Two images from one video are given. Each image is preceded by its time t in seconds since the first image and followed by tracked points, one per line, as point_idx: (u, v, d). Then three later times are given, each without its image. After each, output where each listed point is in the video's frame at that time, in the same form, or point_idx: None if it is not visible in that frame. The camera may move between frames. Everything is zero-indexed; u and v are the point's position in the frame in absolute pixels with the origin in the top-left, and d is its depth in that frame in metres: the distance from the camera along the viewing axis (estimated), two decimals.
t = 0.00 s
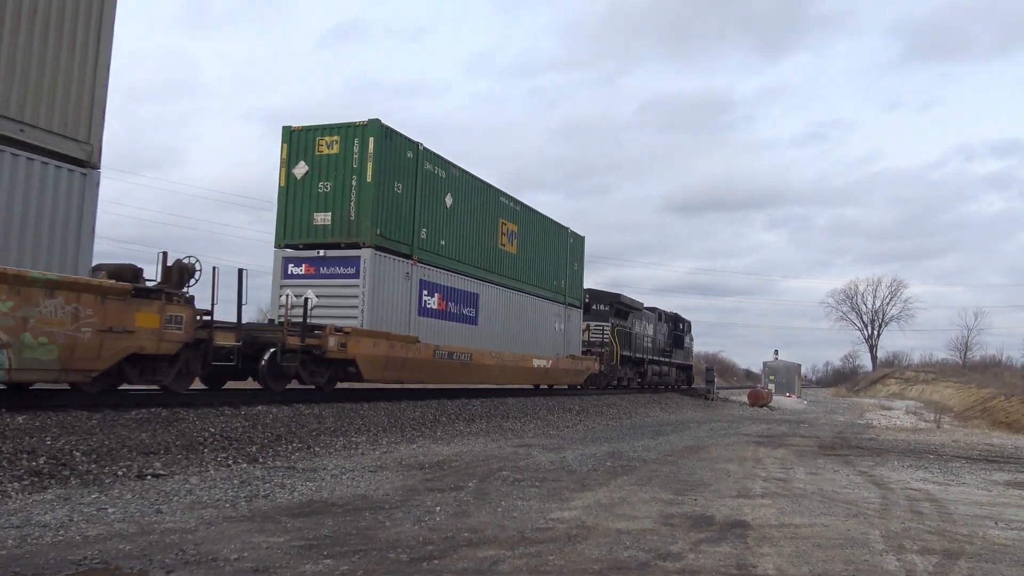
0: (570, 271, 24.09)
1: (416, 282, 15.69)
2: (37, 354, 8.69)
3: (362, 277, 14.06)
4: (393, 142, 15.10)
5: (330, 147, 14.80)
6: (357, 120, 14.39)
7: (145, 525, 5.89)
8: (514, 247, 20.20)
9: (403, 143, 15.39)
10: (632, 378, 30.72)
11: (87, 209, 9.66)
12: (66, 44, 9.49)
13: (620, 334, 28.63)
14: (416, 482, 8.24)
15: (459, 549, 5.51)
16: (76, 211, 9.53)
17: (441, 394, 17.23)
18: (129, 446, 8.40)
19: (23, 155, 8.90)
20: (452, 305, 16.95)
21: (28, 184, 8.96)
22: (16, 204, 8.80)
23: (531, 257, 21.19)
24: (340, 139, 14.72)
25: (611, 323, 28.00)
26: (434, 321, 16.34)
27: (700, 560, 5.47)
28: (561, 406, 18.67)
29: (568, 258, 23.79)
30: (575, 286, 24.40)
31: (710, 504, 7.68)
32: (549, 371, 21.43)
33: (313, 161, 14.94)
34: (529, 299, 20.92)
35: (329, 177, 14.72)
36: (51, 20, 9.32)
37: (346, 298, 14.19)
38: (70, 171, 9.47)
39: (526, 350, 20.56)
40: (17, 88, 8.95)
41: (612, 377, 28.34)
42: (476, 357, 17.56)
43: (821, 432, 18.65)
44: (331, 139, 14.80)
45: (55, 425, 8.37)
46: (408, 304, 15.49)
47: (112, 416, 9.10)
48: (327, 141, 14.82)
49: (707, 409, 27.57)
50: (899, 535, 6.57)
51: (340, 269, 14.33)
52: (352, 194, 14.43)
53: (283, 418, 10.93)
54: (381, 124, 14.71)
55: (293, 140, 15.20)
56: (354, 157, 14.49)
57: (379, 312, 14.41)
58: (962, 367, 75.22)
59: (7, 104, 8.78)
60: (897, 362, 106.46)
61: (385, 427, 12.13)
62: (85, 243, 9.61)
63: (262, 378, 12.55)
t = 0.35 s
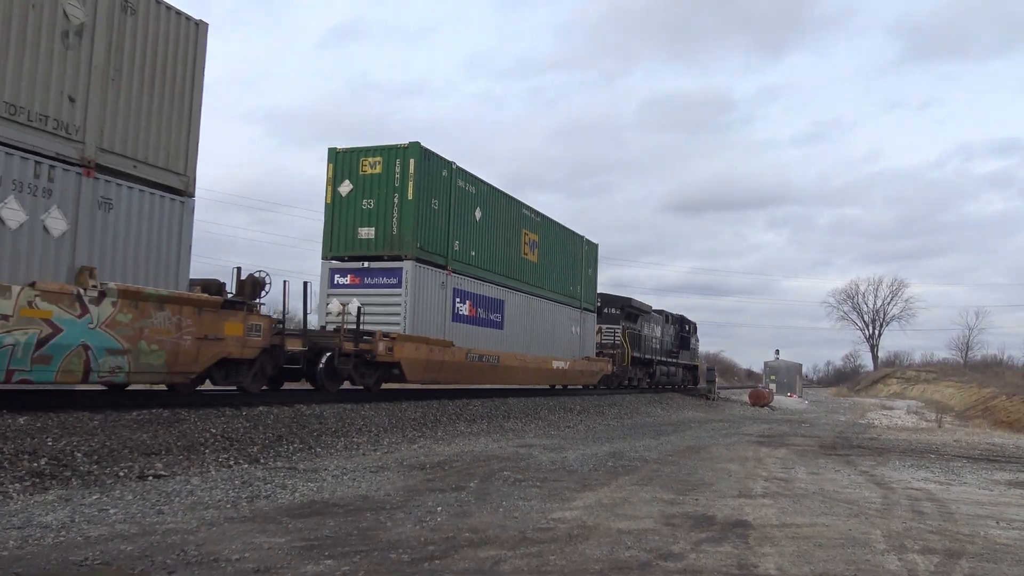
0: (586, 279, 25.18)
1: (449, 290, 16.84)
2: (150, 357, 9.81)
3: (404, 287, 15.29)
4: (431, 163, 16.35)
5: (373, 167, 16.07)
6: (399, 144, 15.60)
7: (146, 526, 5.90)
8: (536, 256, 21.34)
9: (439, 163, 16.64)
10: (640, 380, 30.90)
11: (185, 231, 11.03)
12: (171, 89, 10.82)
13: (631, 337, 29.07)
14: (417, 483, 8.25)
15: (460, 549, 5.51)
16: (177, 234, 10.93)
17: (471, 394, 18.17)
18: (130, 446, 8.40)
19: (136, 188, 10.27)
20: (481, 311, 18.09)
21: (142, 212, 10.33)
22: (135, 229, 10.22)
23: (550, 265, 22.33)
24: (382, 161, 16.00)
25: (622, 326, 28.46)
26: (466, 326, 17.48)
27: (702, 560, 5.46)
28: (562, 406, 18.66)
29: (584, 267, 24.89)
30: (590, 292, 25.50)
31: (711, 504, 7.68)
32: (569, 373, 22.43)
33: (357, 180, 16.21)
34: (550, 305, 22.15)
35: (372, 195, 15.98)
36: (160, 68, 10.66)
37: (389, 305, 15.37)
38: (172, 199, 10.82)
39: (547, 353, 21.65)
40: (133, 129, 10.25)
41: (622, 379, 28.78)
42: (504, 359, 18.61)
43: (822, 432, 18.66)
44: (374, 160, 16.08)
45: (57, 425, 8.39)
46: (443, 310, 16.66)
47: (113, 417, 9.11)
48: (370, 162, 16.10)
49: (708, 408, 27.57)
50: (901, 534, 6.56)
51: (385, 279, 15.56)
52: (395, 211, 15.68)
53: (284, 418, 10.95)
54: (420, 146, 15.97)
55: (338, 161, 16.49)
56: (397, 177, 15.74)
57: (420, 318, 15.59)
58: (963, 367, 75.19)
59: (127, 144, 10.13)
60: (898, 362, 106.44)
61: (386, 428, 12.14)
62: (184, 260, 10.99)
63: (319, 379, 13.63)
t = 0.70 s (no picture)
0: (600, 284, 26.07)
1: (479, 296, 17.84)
2: (239, 361, 10.98)
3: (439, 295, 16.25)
4: (463, 179, 17.23)
5: (410, 184, 17.01)
6: (433, 162, 16.48)
7: (148, 527, 5.90)
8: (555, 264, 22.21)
9: (470, 180, 17.54)
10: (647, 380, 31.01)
11: (260, 250, 12.37)
12: (248, 123, 12.10)
13: (640, 338, 29.44)
14: (417, 483, 8.24)
15: (460, 550, 5.51)
16: (252, 252, 12.24)
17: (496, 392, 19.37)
18: (131, 448, 8.40)
19: (224, 213, 11.58)
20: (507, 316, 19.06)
21: (227, 234, 11.64)
22: (222, 249, 11.54)
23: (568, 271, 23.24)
24: (418, 178, 16.92)
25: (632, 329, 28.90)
26: (493, 330, 18.48)
27: (703, 560, 5.45)
28: (562, 406, 18.63)
29: (599, 273, 25.77)
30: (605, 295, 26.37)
31: (711, 504, 7.66)
32: (585, 373, 23.39)
33: (394, 196, 17.16)
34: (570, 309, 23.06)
35: (409, 210, 16.91)
36: (240, 104, 11.93)
37: (424, 312, 16.32)
38: (250, 221, 12.15)
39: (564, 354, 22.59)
40: (218, 160, 11.51)
41: (632, 379, 29.19)
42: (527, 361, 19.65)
43: (823, 431, 18.65)
44: (410, 177, 17.01)
45: (58, 427, 8.39)
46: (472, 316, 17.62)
47: (113, 418, 9.11)
48: (407, 179, 17.03)
49: (709, 408, 27.57)
50: (902, 533, 6.55)
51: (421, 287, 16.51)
52: (430, 225, 16.58)
53: (285, 419, 10.95)
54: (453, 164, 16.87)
55: (376, 178, 17.44)
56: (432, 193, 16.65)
57: (455, 324, 16.63)
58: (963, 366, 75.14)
59: (215, 174, 11.41)
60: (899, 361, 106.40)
61: (387, 428, 12.14)
62: (259, 276, 12.33)
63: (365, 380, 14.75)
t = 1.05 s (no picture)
0: (613, 290, 27.37)
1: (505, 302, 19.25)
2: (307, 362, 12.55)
3: (470, 300, 17.72)
4: (490, 194, 18.79)
5: (442, 199, 18.61)
6: (463, 177, 18.05)
7: (149, 525, 5.91)
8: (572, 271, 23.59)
9: (497, 194, 19.09)
10: (652, 381, 30.98)
11: (323, 263, 13.78)
12: (312, 150, 13.49)
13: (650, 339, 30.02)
14: (418, 483, 8.23)
15: (461, 549, 5.50)
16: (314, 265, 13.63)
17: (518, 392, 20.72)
18: (132, 447, 8.40)
19: (293, 232, 12.99)
20: (530, 320, 20.44)
21: (297, 250, 13.04)
22: (293, 264, 12.99)
23: (585, 278, 24.64)
24: (450, 193, 18.54)
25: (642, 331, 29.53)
26: (517, 333, 19.92)
27: (704, 560, 5.45)
28: (563, 406, 18.58)
29: (612, 280, 27.07)
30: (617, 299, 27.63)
31: (713, 503, 7.65)
32: (596, 373, 24.67)
33: (428, 209, 18.76)
34: (585, 312, 24.47)
35: (441, 223, 18.49)
36: (304, 135, 13.29)
37: (455, 317, 17.80)
38: (315, 238, 13.54)
39: (580, 356, 23.88)
40: (289, 184, 12.91)
41: (642, 380, 29.59)
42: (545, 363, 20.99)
43: (823, 431, 18.61)
44: (443, 192, 18.64)
45: (59, 426, 8.39)
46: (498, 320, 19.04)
47: (114, 417, 9.10)
48: (440, 194, 18.65)
49: (710, 407, 27.54)
50: (903, 533, 6.55)
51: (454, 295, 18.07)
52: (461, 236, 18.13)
53: (286, 419, 10.93)
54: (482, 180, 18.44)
55: (411, 193, 19.05)
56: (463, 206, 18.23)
57: (485, 328, 18.04)
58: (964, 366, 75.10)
59: (286, 196, 12.78)
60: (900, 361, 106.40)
61: (388, 428, 12.11)
62: (320, 287, 13.70)
63: (406, 379, 16.24)
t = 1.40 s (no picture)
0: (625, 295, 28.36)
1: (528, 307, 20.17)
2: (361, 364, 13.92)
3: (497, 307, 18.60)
4: (515, 206, 19.77)
5: (470, 211, 19.61)
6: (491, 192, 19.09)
7: (150, 525, 5.91)
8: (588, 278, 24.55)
9: (521, 206, 20.05)
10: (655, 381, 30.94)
11: (374, 274, 15.23)
12: (364, 172, 14.87)
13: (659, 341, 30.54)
14: (419, 482, 8.22)
15: (462, 549, 5.49)
16: (366, 277, 15.03)
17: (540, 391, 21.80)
18: (133, 447, 8.40)
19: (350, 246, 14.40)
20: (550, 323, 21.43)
21: (354, 263, 14.48)
22: (349, 275, 14.40)
23: (601, 285, 25.63)
24: (478, 206, 19.53)
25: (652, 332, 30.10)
26: (539, 336, 20.89)
27: (706, 559, 5.45)
28: (564, 406, 18.56)
29: (625, 285, 28.06)
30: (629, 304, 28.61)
31: (714, 503, 7.65)
32: (612, 373, 25.58)
33: (457, 220, 19.75)
34: (600, 316, 25.43)
35: (470, 233, 19.46)
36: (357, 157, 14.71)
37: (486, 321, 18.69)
38: (367, 252, 14.98)
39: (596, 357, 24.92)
40: (346, 202, 14.30)
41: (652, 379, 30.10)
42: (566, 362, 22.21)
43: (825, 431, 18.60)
44: (471, 205, 19.63)
45: (60, 425, 8.39)
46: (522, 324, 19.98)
47: (115, 417, 9.10)
48: (468, 207, 19.64)
49: (712, 407, 27.52)
50: (904, 533, 6.54)
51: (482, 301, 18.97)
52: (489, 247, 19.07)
53: (287, 418, 10.92)
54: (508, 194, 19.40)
55: (441, 205, 20.04)
56: (490, 219, 19.26)
57: (510, 332, 19.00)
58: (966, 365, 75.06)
59: (344, 214, 14.17)
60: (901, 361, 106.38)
61: (389, 428, 12.11)
62: (371, 296, 15.11)
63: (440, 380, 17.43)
